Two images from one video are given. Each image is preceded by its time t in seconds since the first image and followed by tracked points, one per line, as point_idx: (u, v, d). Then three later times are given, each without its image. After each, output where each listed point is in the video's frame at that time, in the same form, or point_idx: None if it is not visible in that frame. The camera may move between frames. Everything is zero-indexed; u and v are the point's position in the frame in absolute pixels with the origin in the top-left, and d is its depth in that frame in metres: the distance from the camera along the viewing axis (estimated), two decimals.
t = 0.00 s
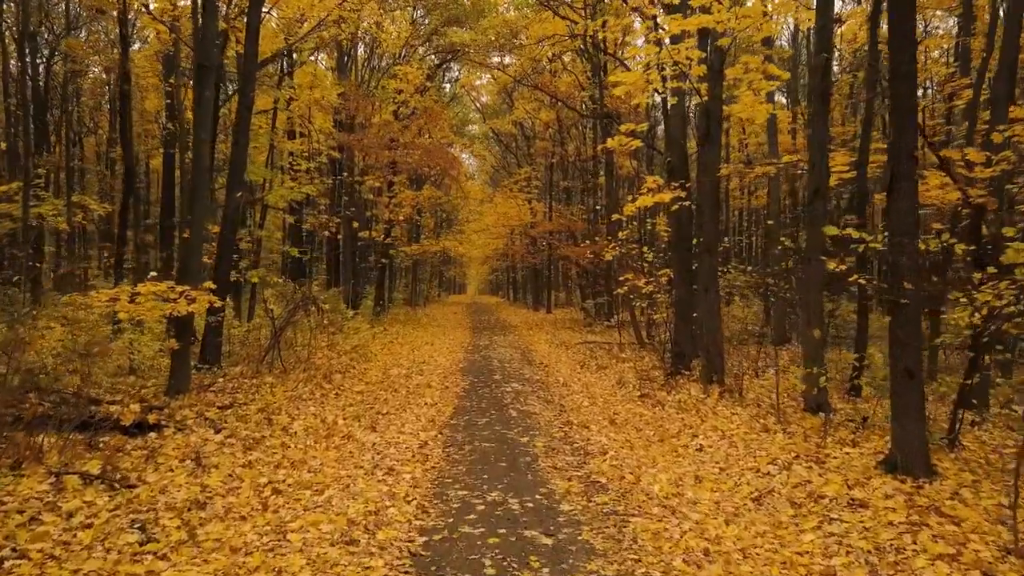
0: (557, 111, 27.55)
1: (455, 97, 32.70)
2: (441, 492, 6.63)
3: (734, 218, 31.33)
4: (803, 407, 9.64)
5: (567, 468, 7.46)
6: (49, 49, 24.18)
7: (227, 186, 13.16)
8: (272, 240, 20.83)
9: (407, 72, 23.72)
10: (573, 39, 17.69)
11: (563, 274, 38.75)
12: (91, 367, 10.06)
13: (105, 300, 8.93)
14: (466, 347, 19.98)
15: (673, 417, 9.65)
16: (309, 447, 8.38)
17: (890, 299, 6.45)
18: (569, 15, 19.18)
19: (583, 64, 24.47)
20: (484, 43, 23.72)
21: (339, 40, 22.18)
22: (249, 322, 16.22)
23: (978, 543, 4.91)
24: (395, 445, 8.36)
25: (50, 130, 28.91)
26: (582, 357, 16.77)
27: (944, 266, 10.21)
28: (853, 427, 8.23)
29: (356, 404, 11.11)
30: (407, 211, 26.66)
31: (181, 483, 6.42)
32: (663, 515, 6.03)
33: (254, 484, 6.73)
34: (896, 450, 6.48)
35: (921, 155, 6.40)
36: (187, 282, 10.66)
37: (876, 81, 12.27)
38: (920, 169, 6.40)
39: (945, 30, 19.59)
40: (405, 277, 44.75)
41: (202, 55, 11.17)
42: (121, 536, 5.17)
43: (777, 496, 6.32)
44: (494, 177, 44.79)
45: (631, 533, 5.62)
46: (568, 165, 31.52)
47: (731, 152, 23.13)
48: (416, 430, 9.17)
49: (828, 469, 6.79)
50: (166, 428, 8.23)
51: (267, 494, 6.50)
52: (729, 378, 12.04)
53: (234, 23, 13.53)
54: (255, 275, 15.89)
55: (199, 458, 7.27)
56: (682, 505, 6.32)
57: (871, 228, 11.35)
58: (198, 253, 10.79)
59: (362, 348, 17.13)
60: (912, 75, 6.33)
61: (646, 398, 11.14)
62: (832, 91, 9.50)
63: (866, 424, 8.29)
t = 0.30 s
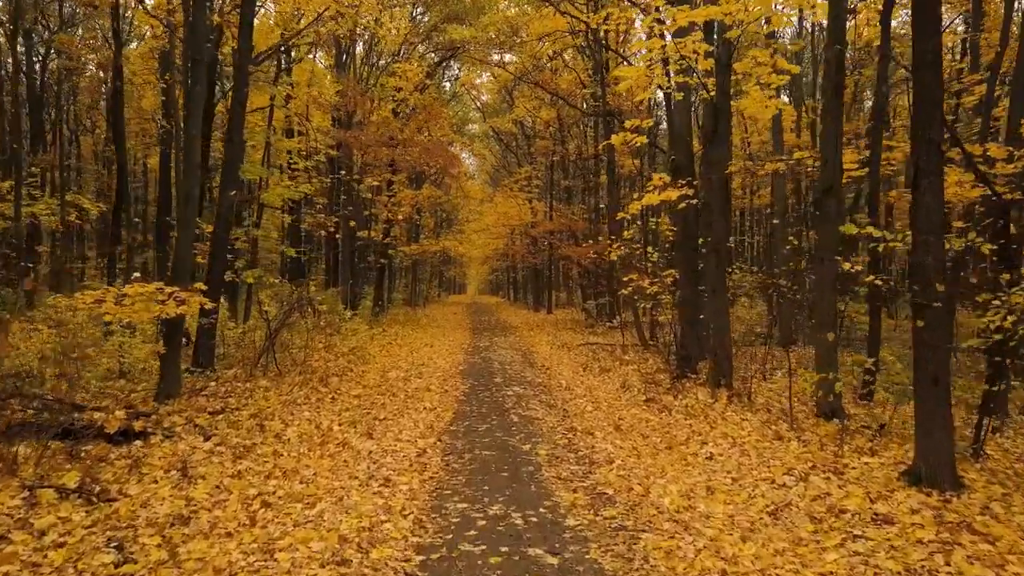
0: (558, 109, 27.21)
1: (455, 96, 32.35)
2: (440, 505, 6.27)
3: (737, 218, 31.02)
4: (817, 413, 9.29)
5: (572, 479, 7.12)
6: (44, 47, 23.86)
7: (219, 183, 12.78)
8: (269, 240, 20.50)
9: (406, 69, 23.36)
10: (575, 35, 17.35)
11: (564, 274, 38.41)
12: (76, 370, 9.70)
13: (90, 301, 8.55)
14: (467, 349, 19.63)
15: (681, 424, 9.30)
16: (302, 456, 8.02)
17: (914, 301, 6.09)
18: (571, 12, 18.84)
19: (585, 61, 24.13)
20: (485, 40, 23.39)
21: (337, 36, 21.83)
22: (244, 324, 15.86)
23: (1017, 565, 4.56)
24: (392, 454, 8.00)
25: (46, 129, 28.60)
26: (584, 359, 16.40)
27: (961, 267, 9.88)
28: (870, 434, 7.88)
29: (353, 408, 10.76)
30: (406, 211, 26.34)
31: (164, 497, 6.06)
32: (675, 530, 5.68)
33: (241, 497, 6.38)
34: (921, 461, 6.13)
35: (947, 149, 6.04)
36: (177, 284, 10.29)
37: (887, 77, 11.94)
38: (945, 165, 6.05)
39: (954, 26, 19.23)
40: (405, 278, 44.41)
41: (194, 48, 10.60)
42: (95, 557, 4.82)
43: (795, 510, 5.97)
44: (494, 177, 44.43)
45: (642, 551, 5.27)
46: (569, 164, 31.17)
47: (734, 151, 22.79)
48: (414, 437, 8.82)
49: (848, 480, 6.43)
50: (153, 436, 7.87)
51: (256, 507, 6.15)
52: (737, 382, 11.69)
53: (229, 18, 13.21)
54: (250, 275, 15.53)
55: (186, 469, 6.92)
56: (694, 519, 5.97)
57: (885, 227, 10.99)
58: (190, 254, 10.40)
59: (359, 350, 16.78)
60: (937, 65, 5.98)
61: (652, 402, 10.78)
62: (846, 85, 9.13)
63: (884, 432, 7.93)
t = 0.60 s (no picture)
0: (559, 108, 26.92)
1: (455, 94, 32.04)
2: (438, 520, 5.92)
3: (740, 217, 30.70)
4: (829, 419, 8.95)
5: (578, 490, 6.77)
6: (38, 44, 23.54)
7: (212, 180, 12.43)
8: (265, 240, 20.17)
9: (405, 66, 23.02)
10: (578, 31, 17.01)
11: (564, 274, 38.13)
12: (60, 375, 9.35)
13: (73, 303, 8.18)
14: (467, 350, 19.29)
15: (689, 430, 8.95)
16: (294, 465, 7.66)
17: (941, 304, 5.73)
18: (573, 8, 18.53)
19: (586, 58, 23.80)
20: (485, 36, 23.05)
21: (335, 32, 21.46)
22: (239, 325, 15.51)
23: None
24: (388, 463, 7.65)
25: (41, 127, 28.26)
26: (586, 361, 16.05)
27: (977, 268, 9.56)
28: (888, 442, 7.53)
29: (349, 413, 10.41)
30: (405, 210, 26.02)
31: (144, 511, 5.71)
32: (688, 549, 5.32)
33: (228, 511, 6.02)
34: (948, 473, 5.78)
35: (977, 143, 5.68)
36: (167, 285, 9.94)
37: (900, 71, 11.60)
38: (974, 160, 5.69)
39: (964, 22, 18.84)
40: (404, 278, 44.14)
41: (186, 40, 10.18)
42: None
43: (816, 525, 5.62)
44: (494, 176, 44.13)
45: (654, 571, 4.92)
46: (570, 163, 30.86)
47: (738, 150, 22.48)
48: (411, 444, 8.47)
49: (871, 493, 6.07)
50: (137, 444, 7.52)
51: (243, 522, 5.80)
52: (745, 386, 11.34)
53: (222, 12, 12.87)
54: (245, 275, 15.18)
55: (169, 481, 6.56)
56: (709, 535, 5.61)
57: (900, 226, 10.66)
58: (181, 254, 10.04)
59: (357, 352, 16.44)
60: (966, 55, 5.62)
61: (658, 407, 10.43)
62: (861, 78, 8.78)
63: (902, 439, 7.58)
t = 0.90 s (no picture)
0: (560, 107, 26.59)
1: (455, 93, 31.71)
2: (437, 536, 5.56)
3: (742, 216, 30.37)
4: (844, 425, 8.59)
5: (584, 502, 6.43)
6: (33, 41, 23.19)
7: (205, 177, 12.08)
8: (261, 240, 19.82)
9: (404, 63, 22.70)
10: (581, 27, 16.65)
11: (565, 274, 37.82)
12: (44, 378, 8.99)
13: (54, 304, 7.80)
14: (467, 352, 18.91)
15: (698, 437, 8.59)
16: (285, 474, 7.30)
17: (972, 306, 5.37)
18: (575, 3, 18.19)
19: (588, 56, 23.49)
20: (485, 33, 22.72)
21: (333, 28, 21.13)
22: (233, 326, 15.16)
23: None
24: (384, 472, 7.29)
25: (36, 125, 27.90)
26: (588, 363, 15.71)
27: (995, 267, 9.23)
28: (908, 450, 7.17)
29: (344, 418, 10.04)
30: (404, 209, 25.69)
31: (122, 527, 5.36)
32: (704, 568, 4.96)
33: (212, 525, 5.66)
34: (980, 486, 5.43)
35: (1010, 134, 5.31)
36: (155, 285, 9.57)
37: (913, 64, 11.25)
38: (1007, 152, 5.32)
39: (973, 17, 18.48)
40: (404, 278, 43.82)
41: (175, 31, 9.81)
42: None
43: (838, 542, 5.27)
44: (495, 175, 43.80)
45: None
46: (571, 161, 30.54)
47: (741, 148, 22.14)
48: (409, 452, 8.13)
49: (895, 506, 5.72)
50: (121, 452, 7.17)
51: (229, 538, 5.45)
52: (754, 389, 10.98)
53: (216, 6, 12.52)
54: (239, 275, 14.83)
55: (152, 493, 6.21)
56: (725, 553, 5.26)
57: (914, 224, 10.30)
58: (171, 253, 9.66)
59: (354, 354, 16.09)
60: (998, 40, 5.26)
61: (664, 412, 10.08)
62: (877, 70, 8.43)
63: (923, 447, 7.23)
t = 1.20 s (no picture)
0: (561, 105, 26.27)
1: (455, 91, 31.35)
2: (434, 554, 5.20)
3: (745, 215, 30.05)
4: (860, 431, 8.24)
5: (590, 515, 6.08)
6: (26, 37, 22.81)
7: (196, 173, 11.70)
8: (258, 240, 19.48)
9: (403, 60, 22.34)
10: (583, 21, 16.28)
11: (566, 274, 37.50)
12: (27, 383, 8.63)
13: (33, 307, 7.42)
14: (467, 353, 18.54)
15: (708, 444, 8.24)
16: (275, 485, 6.94)
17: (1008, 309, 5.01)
18: None
19: (590, 53, 23.14)
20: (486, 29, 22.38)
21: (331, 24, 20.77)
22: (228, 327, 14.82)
23: None
24: (380, 482, 6.94)
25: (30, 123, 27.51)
26: (591, 365, 15.37)
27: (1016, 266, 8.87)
28: (931, 459, 6.81)
29: (340, 424, 9.69)
30: (404, 208, 25.35)
31: (97, 546, 5.01)
32: None
33: (194, 543, 5.29)
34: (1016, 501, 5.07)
35: None
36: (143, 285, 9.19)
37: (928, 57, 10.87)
38: None
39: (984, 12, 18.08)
40: (403, 277, 43.51)
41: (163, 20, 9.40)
42: None
43: (864, 561, 4.91)
44: (495, 174, 43.46)
45: None
46: (572, 160, 30.18)
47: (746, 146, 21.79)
48: (406, 460, 7.77)
49: (924, 522, 5.36)
50: (102, 462, 6.81)
51: (211, 556, 5.09)
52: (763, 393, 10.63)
53: (210, 0, 12.17)
54: (234, 275, 14.48)
55: (133, 506, 5.86)
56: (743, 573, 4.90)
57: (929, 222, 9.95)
58: (158, 253, 9.24)
59: (352, 355, 15.75)
60: None
61: (671, 418, 9.73)
62: (895, 60, 8.07)
63: (946, 456, 6.87)
